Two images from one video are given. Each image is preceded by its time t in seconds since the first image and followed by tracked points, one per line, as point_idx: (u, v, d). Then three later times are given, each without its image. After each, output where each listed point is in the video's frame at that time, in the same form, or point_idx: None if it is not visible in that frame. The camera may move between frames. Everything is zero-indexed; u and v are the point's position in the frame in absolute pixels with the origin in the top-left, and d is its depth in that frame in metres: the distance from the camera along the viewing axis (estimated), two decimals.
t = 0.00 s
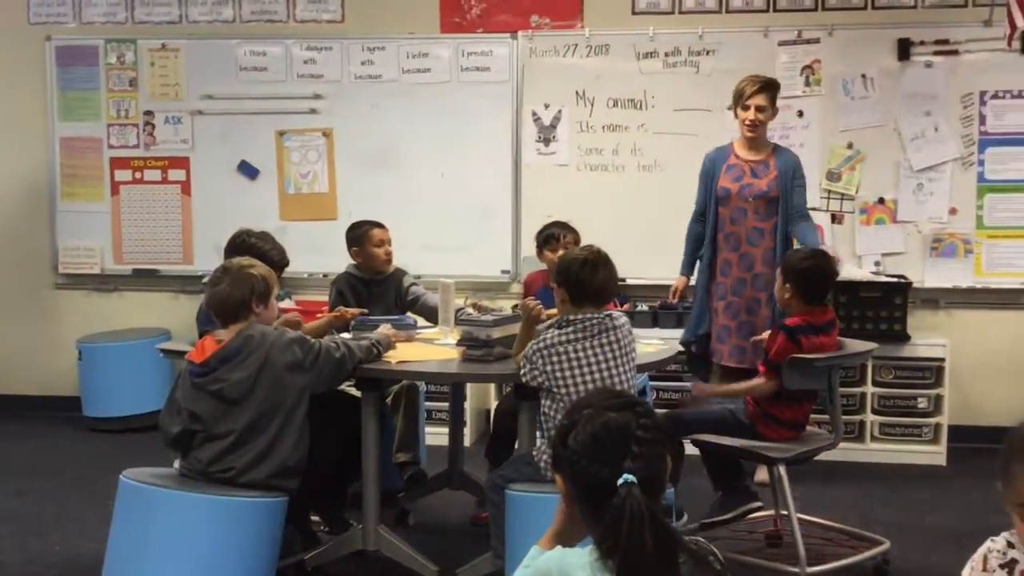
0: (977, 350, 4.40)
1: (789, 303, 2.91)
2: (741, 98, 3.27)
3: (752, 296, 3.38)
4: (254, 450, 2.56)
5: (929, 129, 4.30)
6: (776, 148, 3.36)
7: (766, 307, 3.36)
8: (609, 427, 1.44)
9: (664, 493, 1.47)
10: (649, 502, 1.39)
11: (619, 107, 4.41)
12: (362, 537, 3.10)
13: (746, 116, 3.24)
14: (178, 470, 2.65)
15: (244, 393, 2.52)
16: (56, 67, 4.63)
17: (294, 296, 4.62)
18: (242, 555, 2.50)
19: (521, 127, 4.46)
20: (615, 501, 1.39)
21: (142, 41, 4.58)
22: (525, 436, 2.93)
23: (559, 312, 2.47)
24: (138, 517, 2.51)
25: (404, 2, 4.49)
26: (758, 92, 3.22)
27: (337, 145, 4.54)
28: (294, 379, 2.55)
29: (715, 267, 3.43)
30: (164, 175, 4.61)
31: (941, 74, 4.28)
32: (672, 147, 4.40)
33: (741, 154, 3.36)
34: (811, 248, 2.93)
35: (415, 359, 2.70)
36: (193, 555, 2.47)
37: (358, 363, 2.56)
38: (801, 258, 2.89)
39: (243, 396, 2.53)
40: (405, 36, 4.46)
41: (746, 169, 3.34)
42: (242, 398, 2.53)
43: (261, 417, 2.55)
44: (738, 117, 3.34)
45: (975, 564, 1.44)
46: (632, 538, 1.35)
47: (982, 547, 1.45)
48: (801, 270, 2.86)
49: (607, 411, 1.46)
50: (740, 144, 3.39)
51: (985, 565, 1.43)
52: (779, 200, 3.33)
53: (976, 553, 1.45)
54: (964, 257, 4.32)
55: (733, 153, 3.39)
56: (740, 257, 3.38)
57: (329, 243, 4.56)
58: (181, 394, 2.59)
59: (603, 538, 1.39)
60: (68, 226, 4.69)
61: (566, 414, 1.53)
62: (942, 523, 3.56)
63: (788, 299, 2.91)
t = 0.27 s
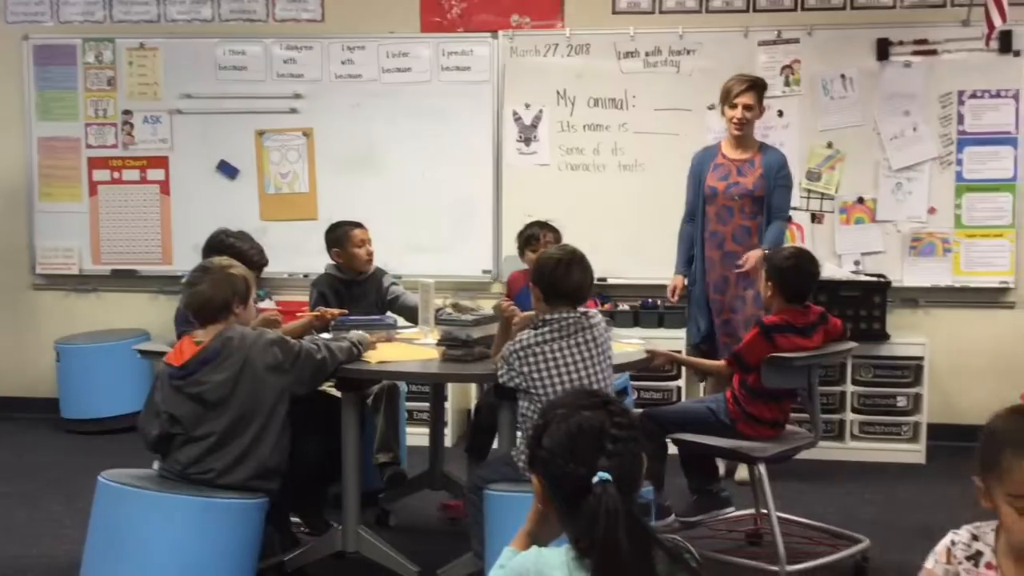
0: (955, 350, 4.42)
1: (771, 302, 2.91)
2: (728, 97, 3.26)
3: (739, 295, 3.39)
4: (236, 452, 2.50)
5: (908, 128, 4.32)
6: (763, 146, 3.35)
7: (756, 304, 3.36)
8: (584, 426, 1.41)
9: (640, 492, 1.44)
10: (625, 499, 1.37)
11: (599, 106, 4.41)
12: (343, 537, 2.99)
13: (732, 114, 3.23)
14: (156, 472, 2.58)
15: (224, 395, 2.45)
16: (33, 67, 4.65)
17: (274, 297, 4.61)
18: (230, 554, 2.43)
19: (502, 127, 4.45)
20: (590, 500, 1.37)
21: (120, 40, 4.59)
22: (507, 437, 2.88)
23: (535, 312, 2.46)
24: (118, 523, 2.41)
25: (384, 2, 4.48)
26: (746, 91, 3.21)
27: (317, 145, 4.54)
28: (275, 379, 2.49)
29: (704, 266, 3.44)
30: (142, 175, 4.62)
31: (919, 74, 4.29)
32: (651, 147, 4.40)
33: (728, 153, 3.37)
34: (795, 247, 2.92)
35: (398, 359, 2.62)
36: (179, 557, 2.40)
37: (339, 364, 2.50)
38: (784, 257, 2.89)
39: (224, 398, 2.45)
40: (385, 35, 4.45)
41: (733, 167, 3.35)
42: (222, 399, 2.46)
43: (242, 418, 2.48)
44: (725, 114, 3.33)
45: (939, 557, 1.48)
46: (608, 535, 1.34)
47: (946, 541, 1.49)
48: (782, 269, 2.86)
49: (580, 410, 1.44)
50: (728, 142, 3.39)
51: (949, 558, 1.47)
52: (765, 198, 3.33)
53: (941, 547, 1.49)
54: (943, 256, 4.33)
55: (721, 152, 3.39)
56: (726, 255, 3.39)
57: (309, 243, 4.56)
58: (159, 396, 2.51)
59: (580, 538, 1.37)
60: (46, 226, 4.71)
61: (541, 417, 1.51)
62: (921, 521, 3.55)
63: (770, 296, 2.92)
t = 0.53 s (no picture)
0: (943, 350, 4.44)
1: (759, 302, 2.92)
2: (722, 98, 3.26)
3: (729, 295, 3.41)
4: (223, 455, 2.49)
5: (896, 129, 4.33)
6: (755, 147, 3.35)
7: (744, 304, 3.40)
8: (568, 426, 1.41)
9: (624, 491, 1.43)
10: (610, 498, 1.35)
11: (588, 107, 4.41)
12: (331, 540, 2.96)
13: (726, 116, 3.24)
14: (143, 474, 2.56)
15: (214, 398, 2.45)
16: (20, 67, 4.64)
17: (263, 298, 4.61)
18: (221, 550, 2.43)
19: (491, 128, 4.45)
20: (575, 500, 1.35)
21: (108, 41, 4.59)
22: (495, 437, 2.82)
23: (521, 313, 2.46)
24: (106, 523, 2.40)
25: (372, 3, 4.48)
26: (739, 92, 3.21)
27: (306, 145, 4.53)
28: (265, 383, 2.49)
29: (695, 267, 3.43)
30: (130, 176, 4.62)
31: (907, 76, 4.30)
32: (640, 148, 4.40)
33: (720, 154, 3.38)
34: (785, 249, 2.93)
35: (385, 360, 2.61)
36: (170, 555, 2.39)
37: (328, 366, 2.50)
38: (773, 258, 2.90)
39: (213, 401, 2.45)
40: (374, 36, 4.45)
41: (725, 168, 3.35)
42: (211, 403, 2.46)
43: (230, 421, 2.48)
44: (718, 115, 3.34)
45: (914, 554, 1.43)
46: (594, 535, 1.32)
47: (919, 538, 1.44)
48: (770, 269, 2.87)
49: (564, 409, 1.43)
50: (720, 143, 3.40)
51: (924, 555, 1.42)
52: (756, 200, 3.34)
53: (914, 544, 1.44)
54: (931, 256, 4.34)
55: (713, 153, 3.39)
56: (718, 256, 3.40)
57: (298, 244, 4.56)
58: (147, 400, 2.50)
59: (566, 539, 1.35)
60: (34, 228, 4.70)
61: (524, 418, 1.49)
62: (910, 520, 3.55)
63: (758, 296, 2.92)
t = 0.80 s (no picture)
0: (938, 350, 4.44)
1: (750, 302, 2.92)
2: (722, 99, 3.26)
3: (729, 294, 3.39)
4: (219, 458, 2.49)
5: (892, 129, 4.33)
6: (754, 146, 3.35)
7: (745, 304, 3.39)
8: (562, 428, 1.40)
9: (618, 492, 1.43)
10: (603, 498, 1.35)
11: (584, 107, 4.41)
12: (326, 539, 2.94)
13: (726, 117, 3.24)
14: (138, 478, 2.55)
15: (211, 400, 2.45)
16: (15, 67, 4.64)
17: (259, 299, 4.60)
18: (213, 552, 2.43)
19: (488, 128, 4.45)
20: (568, 500, 1.35)
21: (103, 41, 4.58)
22: (490, 439, 2.81)
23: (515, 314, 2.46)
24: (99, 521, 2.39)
25: (368, 3, 4.48)
26: (739, 94, 3.21)
27: (302, 145, 4.53)
28: (262, 384, 2.49)
29: (693, 267, 3.43)
30: (126, 176, 4.61)
31: (903, 76, 4.31)
32: (636, 147, 4.40)
33: (719, 154, 3.38)
34: (775, 248, 2.92)
35: (379, 360, 2.60)
36: (161, 555, 2.38)
37: (324, 367, 2.50)
38: (762, 257, 2.89)
39: (210, 403, 2.45)
40: (370, 36, 4.45)
41: (724, 168, 3.36)
42: (209, 405, 2.45)
43: (226, 423, 2.48)
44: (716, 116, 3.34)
45: (904, 549, 1.43)
46: (588, 535, 1.32)
47: (908, 532, 1.44)
48: (759, 268, 2.86)
49: (556, 410, 1.43)
50: (718, 144, 3.40)
51: (913, 550, 1.42)
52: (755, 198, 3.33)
53: (903, 538, 1.44)
54: (926, 256, 4.34)
55: (711, 154, 3.41)
56: (716, 255, 3.39)
57: (294, 245, 4.56)
58: (141, 403, 2.49)
59: (560, 540, 1.35)
60: (29, 228, 4.70)
61: (517, 421, 1.49)
62: (905, 520, 3.55)
63: (751, 295, 2.91)
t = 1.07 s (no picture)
0: (937, 349, 4.44)
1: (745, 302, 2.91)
2: (721, 99, 3.27)
3: (729, 291, 3.37)
4: (217, 458, 2.48)
5: (891, 128, 4.32)
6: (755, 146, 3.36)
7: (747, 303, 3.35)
8: (561, 428, 1.40)
9: (617, 493, 1.43)
10: (602, 498, 1.35)
11: (583, 107, 4.40)
12: (325, 540, 2.93)
13: (726, 116, 3.25)
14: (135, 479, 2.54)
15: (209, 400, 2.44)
16: (14, 67, 4.64)
17: (257, 299, 4.60)
18: (214, 553, 2.43)
19: (487, 128, 4.45)
20: (567, 500, 1.35)
21: (102, 41, 4.58)
22: (491, 439, 2.80)
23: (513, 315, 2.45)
24: (97, 525, 2.38)
25: (367, 3, 4.48)
26: (738, 93, 3.21)
27: (300, 145, 4.53)
28: (260, 384, 2.49)
29: (693, 265, 3.43)
30: (124, 176, 4.61)
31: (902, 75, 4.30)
32: (635, 147, 4.40)
33: (718, 153, 3.38)
34: (769, 248, 2.92)
35: (378, 360, 2.60)
36: (163, 557, 2.38)
37: (322, 367, 2.50)
38: (756, 258, 2.89)
39: (209, 403, 2.44)
40: (369, 36, 4.44)
41: (723, 165, 3.35)
42: (207, 405, 2.45)
43: (224, 424, 2.48)
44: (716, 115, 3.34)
45: (903, 550, 1.43)
46: (587, 535, 1.32)
47: (907, 534, 1.44)
48: (753, 268, 2.86)
49: (554, 410, 1.42)
50: (718, 142, 3.41)
51: (912, 551, 1.42)
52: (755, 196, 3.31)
53: (903, 541, 1.44)
54: (925, 256, 4.34)
55: (710, 153, 3.41)
56: (716, 254, 3.37)
57: (293, 246, 4.56)
58: (138, 403, 2.49)
59: (558, 541, 1.34)
60: (28, 228, 4.70)
61: (515, 421, 1.48)
62: (904, 520, 3.54)
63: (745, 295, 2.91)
